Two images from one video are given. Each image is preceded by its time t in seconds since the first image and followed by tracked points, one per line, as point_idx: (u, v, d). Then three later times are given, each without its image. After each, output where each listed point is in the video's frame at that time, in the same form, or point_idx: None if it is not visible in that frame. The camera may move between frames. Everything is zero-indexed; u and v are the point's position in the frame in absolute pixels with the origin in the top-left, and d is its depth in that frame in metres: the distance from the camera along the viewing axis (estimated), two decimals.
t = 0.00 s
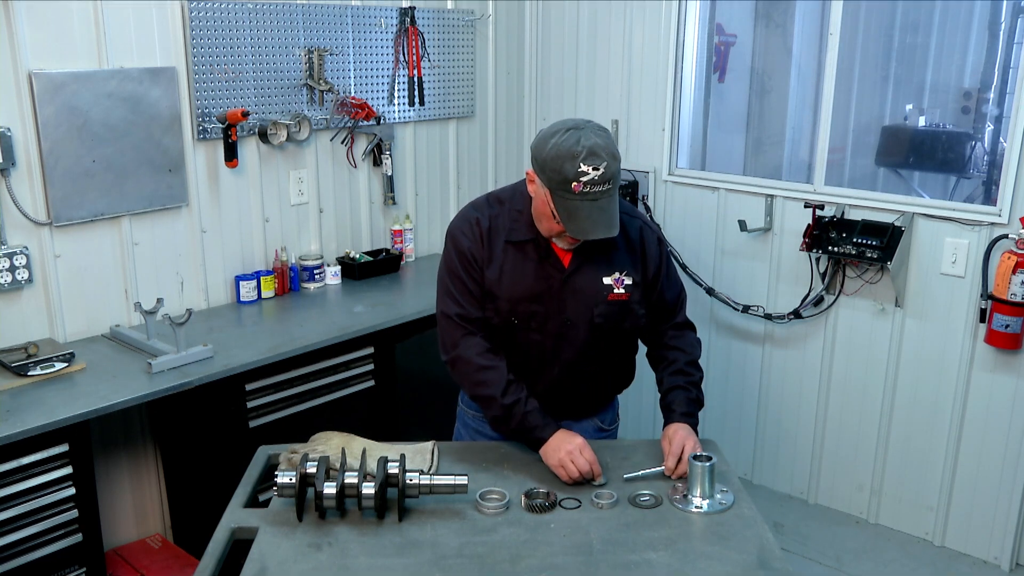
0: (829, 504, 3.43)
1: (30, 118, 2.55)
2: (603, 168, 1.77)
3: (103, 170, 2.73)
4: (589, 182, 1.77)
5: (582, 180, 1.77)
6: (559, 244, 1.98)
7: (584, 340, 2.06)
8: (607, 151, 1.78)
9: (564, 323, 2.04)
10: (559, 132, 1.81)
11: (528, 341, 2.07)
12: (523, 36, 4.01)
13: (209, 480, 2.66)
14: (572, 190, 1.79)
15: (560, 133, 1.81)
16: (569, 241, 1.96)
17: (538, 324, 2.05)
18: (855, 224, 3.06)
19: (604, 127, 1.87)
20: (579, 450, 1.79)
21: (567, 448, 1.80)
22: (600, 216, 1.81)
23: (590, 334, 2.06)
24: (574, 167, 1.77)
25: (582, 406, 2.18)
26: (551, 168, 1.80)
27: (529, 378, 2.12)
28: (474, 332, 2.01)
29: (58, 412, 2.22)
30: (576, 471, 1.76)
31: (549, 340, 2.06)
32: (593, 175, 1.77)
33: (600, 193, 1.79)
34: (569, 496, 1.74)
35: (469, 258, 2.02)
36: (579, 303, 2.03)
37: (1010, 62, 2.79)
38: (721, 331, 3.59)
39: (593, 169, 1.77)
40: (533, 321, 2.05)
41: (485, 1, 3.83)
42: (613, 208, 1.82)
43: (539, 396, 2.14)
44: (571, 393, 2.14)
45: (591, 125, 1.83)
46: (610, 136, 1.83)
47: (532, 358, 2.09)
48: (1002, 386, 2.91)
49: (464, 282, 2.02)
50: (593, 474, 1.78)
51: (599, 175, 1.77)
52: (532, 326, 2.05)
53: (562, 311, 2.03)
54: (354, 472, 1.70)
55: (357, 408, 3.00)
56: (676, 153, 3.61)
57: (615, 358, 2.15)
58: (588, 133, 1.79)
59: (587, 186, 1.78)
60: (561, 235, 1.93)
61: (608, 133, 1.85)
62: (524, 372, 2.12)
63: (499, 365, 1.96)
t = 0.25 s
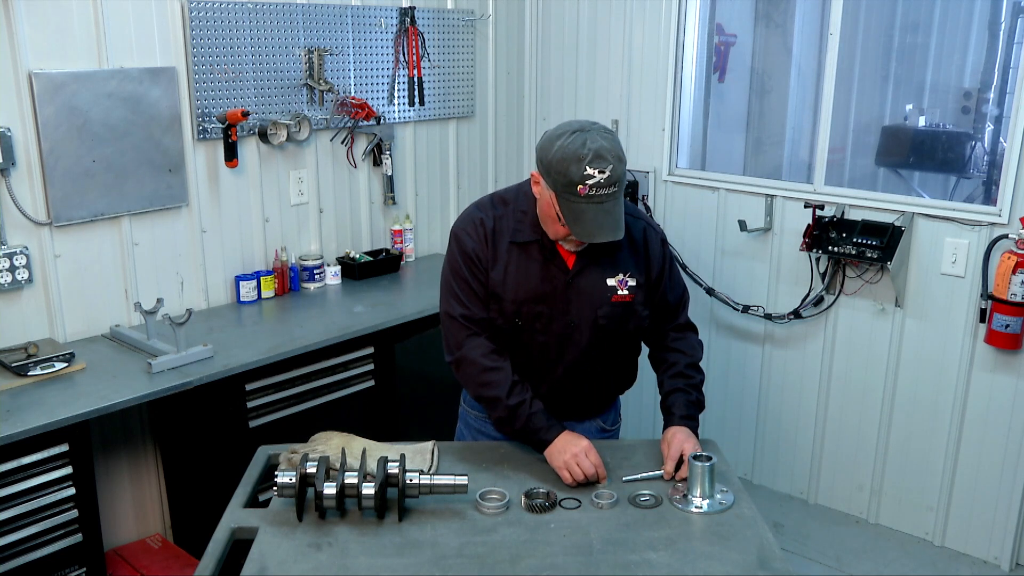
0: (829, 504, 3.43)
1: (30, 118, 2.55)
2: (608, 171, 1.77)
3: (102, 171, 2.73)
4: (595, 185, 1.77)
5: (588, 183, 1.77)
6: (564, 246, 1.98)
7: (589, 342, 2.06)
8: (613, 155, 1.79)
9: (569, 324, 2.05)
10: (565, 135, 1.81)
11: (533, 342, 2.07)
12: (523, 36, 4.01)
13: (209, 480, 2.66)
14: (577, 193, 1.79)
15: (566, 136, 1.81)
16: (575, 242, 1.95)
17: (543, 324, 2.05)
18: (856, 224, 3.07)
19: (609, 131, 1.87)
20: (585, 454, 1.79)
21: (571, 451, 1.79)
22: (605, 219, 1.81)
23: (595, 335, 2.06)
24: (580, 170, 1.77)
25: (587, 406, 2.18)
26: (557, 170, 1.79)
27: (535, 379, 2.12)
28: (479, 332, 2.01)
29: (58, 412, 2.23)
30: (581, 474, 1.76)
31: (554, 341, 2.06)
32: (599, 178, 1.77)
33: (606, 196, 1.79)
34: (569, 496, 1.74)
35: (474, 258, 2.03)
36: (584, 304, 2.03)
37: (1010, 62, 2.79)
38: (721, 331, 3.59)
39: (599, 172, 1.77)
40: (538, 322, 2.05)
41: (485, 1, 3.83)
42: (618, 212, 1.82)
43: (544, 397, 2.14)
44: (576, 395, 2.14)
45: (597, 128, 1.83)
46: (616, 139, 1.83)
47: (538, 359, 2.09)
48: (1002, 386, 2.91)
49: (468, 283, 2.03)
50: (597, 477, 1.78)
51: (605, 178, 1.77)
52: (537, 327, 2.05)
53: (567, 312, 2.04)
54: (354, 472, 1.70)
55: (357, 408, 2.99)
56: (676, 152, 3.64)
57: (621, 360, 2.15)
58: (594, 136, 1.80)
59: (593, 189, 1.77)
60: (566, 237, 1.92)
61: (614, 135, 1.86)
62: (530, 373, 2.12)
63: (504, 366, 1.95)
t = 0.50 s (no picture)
0: (829, 504, 3.43)
1: (30, 118, 2.55)
2: (610, 170, 1.78)
3: (103, 171, 2.73)
4: (596, 183, 1.77)
5: (589, 181, 1.77)
6: (566, 246, 1.98)
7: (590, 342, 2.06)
8: (614, 153, 1.79)
9: (570, 324, 2.04)
10: (567, 133, 1.82)
11: (533, 342, 2.07)
12: (523, 35, 4.01)
13: (209, 480, 2.66)
14: (579, 191, 1.79)
15: (568, 135, 1.81)
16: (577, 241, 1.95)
17: (543, 324, 2.05)
18: (856, 224, 3.06)
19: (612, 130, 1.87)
20: (584, 453, 1.79)
21: (570, 451, 1.79)
22: (607, 218, 1.80)
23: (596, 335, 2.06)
24: (581, 168, 1.77)
25: (587, 406, 2.18)
26: (559, 168, 1.80)
27: (535, 379, 2.12)
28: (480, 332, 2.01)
29: (58, 412, 2.22)
30: (580, 474, 1.76)
31: (555, 340, 2.06)
32: (600, 176, 1.77)
33: (608, 195, 1.79)
34: (569, 496, 1.74)
35: (475, 258, 2.02)
36: (585, 304, 2.03)
37: (1010, 62, 2.79)
38: (721, 331, 3.59)
39: (601, 170, 1.77)
40: (539, 322, 2.05)
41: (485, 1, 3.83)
42: (620, 211, 1.82)
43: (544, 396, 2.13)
44: (576, 394, 2.14)
45: (599, 127, 1.83)
46: (619, 138, 1.83)
47: (538, 359, 2.09)
48: (1002, 386, 2.91)
49: (469, 282, 2.02)
50: (598, 477, 1.78)
51: (606, 176, 1.77)
52: (538, 326, 2.05)
53: (568, 312, 2.04)
54: (354, 472, 1.70)
55: (357, 408, 3.00)
56: (676, 153, 3.61)
57: (621, 360, 2.14)
58: (596, 134, 1.80)
59: (594, 187, 1.77)
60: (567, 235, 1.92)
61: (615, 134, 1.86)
62: (530, 373, 2.12)
63: (504, 366, 1.95)
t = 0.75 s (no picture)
0: (829, 504, 3.43)
1: (30, 118, 2.55)
2: (608, 167, 1.77)
3: (102, 171, 2.73)
4: (594, 180, 1.77)
5: (587, 178, 1.78)
6: (565, 245, 1.99)
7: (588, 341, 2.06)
8: (614, 151, 1.79)
9: (569, 323, 2.05)
10: (567, 130, 1.82)
11: (532, 340, 2.07)
12: (523, 35, 4.01)
13: (209, 480, 2.66)
14: (576, 188, 1.79)
15: (568, 131, 1.82)
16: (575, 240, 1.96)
17: (542, 323, 2.05)
18: (855, 224, 3.07)
19: (614, 127, 1.87)
20: (578, 448, 1.79)
21: (564, 446, 1.79)
22: (604, 215, 1.80)
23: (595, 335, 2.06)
24: (580, 165, 1.78)
25: (586, 407, 2.18)
26: (557, 165, 1.80)
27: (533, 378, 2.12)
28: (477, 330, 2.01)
29: (58, 412, 2.22)
30: (573, 469, 1.77)
31: (553, 339, 2.06)
32: (599, 173, 1.77)
33: (606, 192, 1.79)
34: (569, 496, 1.74)
35: (475, 256, 2.03)
36: (584, 303, 2.03)
37: (1010, 62, 2.79)
38: (721, 331, 3.59)
39: (599, 168, 1.77)
40: (537, 320, 2.05)
41: (485, 1, 3.83)
42: (618, 209, 1.81)
43: (542, 396, 2.13)
44: (575, 394, 2.14)
45: (599, 124, 1.83)
46: (619, 136, 1.83)
47: (537, 358, 2.09)
48: (1002, 386, 2.91)
49: (468, 280, 2.03)
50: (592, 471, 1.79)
51: (605, 173, 1.77)
52: (536, 325, 2.05)
53: (567, 311, 2.04)
54: (354, 472, 1.70)
55: (357, 408, 3.00)
56: (675, 152, 3.64)
57: (620, 360, 2.14)
58: (596, 132, 1.80)
59: (592, 184, 1.78)
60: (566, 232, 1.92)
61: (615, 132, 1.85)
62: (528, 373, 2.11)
63: (499, 364, 1.95)
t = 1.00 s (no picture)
0: (829, 504, 3.43)
1: (30, 118, 2.55)
2: (604, 163, 1.78)
3: (102, 171, 2.73)
4: (589, 173, 1.78)
5: (582, 171, 1.78)
6: (561, 241, 1.99)
7: (583, 339, 2.06)
8: (612, 148, 1.79)
9: (564, 320, 2.05)
10: (569, 123, 1.83)
11: (527, 336, 2.08)
12: (523, 34, 4.00)
13: (209, 480, 2.66)
14: (570, 181, 1.80)
15: (571, 125, 1.83)
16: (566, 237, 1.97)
17: (536, 319, 2.05)
18: (855, 224, 3.06)
19: (618, 127, 1.87)
20: (552, 438, 1.81)
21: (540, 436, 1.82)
22: (595, 211, 1.80)
23: (590, 333, 2.06)
24: (576, 158, 1.78)
25: (581, 406, 2.18)
26: (555, 156, 1.81)
27: (527, 374, 2.12)
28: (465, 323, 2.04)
29: (58, 412, 2.22)
30: (547, 458, 1.80)
31: (548, 336, 2.06)
32: (594, 168, 1.78)
33: (599, 188, 1.79)
34: (569, 496, 1.74)
35: (472, 251, 2.05)
36: (580, 301, 2.04)
37: (1010, 62, 2.79)
38: (721, 331, 3.59)
39: (595, 162, 1.77)
40: (532, 316, 2.05)
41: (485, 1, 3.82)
42: (611, 207, 1.81)
43: (536, 393, 2.13)
44: (569, 392, 2.14)
45: (603, 122, 1.84)
46: (621, 135, 1.83)
47: (531, 355, 2.09)
48: (1002, 386, 2.91)
49: (464, 273, 2.05)
50: (569, 460, 1.80)
51: (600, 168, 1.77)
52: (531, 321, 2.06)
53: (562, 308, 2.04)
54: (354, 472, 1.70)
55: (357, 409, 3.00)
56: (676, 152, 3.61)
57: (617, 361, 2.14)
58: (597, 128, 1.80)
59: (586, 178, 1.78)
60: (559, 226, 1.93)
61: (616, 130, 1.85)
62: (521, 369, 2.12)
63: (479, 356, 1.99)
